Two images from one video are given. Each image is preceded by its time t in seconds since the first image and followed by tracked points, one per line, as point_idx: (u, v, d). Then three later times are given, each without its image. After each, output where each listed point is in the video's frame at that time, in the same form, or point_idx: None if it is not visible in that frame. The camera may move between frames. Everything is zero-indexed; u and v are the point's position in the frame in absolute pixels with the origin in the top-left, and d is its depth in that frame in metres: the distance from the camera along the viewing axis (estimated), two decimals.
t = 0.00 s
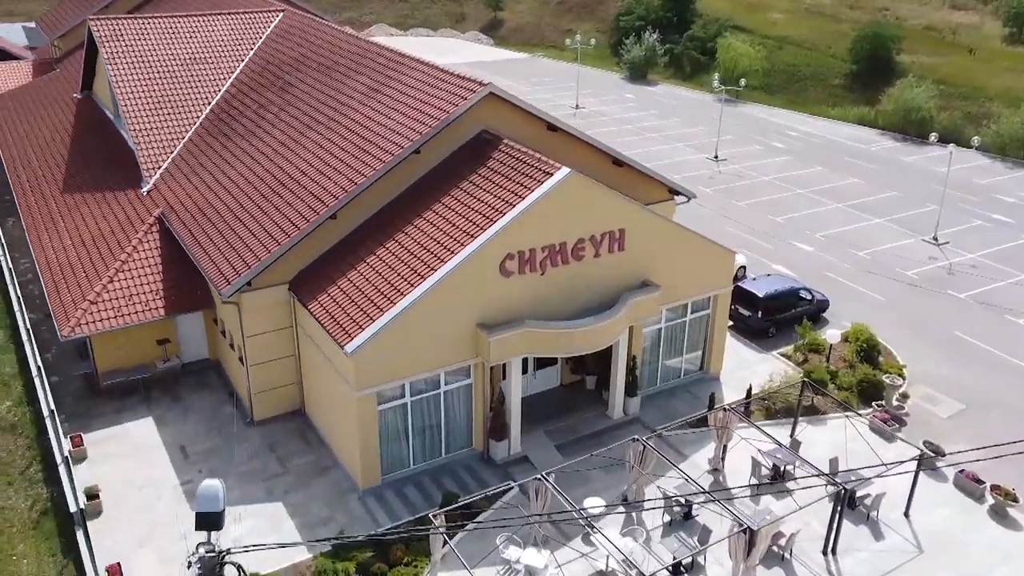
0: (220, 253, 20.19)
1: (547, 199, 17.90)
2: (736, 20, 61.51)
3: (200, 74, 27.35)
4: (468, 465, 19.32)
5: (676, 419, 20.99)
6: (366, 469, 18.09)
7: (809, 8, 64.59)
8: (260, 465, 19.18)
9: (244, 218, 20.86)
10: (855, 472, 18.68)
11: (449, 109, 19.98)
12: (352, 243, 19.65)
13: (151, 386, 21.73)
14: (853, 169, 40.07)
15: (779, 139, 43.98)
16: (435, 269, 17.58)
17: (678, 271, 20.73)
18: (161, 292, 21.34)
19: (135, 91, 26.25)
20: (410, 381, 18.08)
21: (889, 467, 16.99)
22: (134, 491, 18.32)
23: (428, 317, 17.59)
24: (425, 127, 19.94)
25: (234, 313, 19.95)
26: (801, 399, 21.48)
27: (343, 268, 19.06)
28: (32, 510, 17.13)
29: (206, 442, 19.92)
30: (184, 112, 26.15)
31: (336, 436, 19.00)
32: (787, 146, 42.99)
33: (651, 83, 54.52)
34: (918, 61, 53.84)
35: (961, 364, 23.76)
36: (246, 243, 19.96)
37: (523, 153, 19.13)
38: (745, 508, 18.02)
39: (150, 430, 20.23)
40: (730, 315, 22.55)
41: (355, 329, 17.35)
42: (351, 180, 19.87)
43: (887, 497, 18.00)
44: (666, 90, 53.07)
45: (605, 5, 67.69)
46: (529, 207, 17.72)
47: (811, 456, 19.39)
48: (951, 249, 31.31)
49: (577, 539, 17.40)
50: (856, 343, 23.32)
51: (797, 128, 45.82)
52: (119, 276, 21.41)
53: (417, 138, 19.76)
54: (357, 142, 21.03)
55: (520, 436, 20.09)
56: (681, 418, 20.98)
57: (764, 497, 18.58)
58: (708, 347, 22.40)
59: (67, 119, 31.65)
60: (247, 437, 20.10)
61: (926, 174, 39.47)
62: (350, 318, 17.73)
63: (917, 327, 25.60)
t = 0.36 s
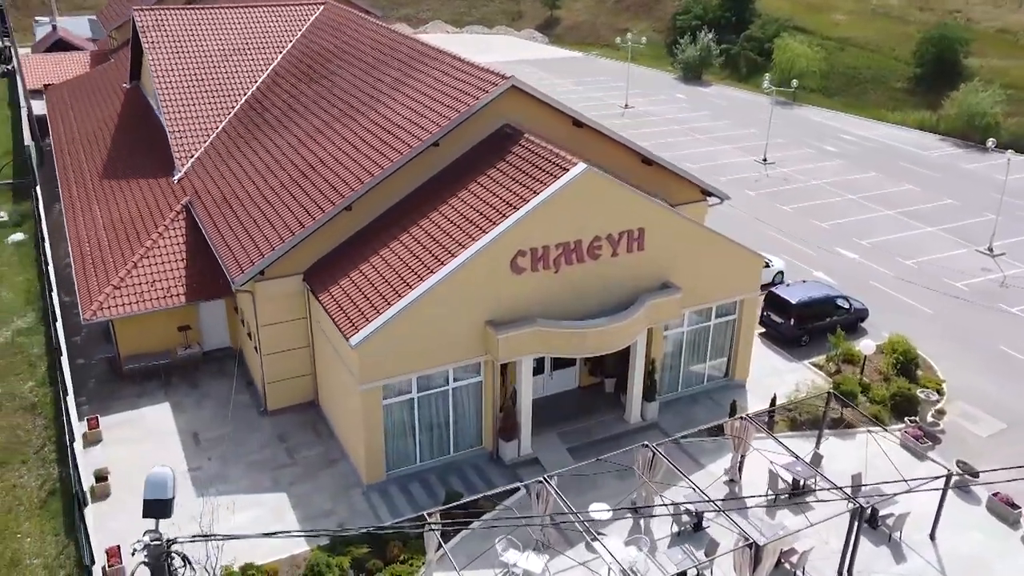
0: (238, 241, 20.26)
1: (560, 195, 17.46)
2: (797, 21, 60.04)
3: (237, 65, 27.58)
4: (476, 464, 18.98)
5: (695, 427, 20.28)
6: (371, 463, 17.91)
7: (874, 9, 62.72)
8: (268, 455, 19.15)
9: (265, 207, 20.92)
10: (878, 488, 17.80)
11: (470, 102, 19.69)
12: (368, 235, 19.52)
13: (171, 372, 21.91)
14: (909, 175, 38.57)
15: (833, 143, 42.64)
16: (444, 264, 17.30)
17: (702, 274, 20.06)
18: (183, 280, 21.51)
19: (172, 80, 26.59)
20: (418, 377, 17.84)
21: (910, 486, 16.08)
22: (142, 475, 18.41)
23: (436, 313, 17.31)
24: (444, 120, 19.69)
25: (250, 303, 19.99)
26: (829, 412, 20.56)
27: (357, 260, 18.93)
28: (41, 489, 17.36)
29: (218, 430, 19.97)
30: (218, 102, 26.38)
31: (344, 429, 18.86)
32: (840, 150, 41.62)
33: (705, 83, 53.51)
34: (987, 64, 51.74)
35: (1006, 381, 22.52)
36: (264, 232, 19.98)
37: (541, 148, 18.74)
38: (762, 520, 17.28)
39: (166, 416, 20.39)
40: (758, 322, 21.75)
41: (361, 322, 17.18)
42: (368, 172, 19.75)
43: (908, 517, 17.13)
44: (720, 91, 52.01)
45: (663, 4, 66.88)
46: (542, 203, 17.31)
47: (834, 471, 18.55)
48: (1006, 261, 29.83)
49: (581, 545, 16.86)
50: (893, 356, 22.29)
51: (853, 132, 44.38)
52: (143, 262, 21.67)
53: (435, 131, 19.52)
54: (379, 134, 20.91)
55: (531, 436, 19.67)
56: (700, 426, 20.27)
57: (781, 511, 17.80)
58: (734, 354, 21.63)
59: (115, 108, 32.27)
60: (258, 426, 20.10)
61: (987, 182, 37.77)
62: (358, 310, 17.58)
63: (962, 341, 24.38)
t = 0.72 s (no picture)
0: (266, 231, 20.37)
1: (582, 193, 17.02)
2: (870, 23, 58.13)
3: (283, 56, 27.81)
4: (490, 464, 18.65)
5: (720, 437, 19.59)
6: (383, 458, 17.77)
7: (953, 11, 60.34)
8: (285, 445, 19.17)
9: (295, 198, 21.01)
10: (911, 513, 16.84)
11: (499, 97, 19.37)
12: (391, 229, 19.42)
13: (201, 358, 22.16)
14: (978, 184, 36.80)
15: (899, 149, 41.02)
16: (460, 260, 17.03)
17: (733, 280, 19.36)
18: (215, 267, 21.72)
19: (219, 70, 26.91)
20: (432, 374, 17.62)
21: (939, 507, 15.16)
22: (161, 459, 18.59)
23: (450, 309, 17.05)
24: (472, 114, 19.43)
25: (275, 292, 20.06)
26: (865, 429, 19.58)
27: (379, 253, 18.83)
28: (61, 467, 17.66)
29: (240, 417, 20.08)
30: (262, 92, 26.61)
31: (360, 422, 18.76)
32: (907, 156, 40.00)
33: (770, 86, 52.19)
34: None
35: None
36: (290, 223, 20.04)
37: (568, 146, 18.34)
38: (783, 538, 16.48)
39: (191, 401, 20.60)
40: (794, 331, 20.91)
41: (375, 316, 17.04)
42: (395, 165, 19.63)
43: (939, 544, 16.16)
44: (785, 94, 50.63)
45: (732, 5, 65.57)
46: (562, 201, 16.91)
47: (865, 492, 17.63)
48: None
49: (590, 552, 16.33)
50: (940, 373, 21.14)
51: (921, 138, 42.64)
52: (177, 249, 21.97)
53: (462, 125, 19.28)
54: (409, 127, 20.79)
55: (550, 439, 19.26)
56: (726, 436, 19.56)
57: (806, 530, 16.96)
58: (767, 364, 20.85)
59: (169, 99, 32.90)
60: (279, 416, 20.15)
61: None
62: (374, 304, 17.45)
63: (1018, 360, 23.04)
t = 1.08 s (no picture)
0: (298, 220, 20.48)
1: (608, 191, 16.57)
2: (955, 26, 55.72)
3: (335, 48, 28.02)
4: (508, 464, 18.31)
5: (749, 449, 18.82)
6: (398, 452, 17.61)
7: None
8: (307, 435, 19.19)
9: (329, 188, 21.09)
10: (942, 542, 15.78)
11: (533, 91, 19.04)
12: (419, 223, 19.29)
13: (235, 345, 22.42)
14: None
15: (975, 158, 39.08)
16: (481, 255, 16.78)
17: (769, 286, 18.62)
18: (250, 254, 21.94)
19: (269, 59, 27.20)
20: (449, 370, 17.39)
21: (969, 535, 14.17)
22: (184, 443, 18.80)
23: (469, 305, 16.80)
24: (504, 108, 19.16)
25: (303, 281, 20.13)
26: (906, 450, 18.50)
27: (404, 246, 18.72)
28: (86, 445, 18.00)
29: (266, 405, 20.21)
30: (312, 84, 26.86)
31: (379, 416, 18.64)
32: (983, 166, 38.08)
33: (843, 90, 50.48)
34: None
35: None
36: (321, 212, 20.10)
37: (599, 142, 17.92)
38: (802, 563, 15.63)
39: (221, 387, 20.84)
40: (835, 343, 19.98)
41: (393, 308, 16.90)
42: (426, 158, 19.51)
43: None
44: (858, 98, 48.88)
45: (809, 7, 63.76)
46: (587, 198, 16.50)
47: (895, 517, 16.62)
48: None
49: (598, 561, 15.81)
50: (993, 396, 19.83)
51: (1001, 147, 40.55)
52: (216, 235, 22.28)
53: (494, 119, 19.04)
54: (445, 120, 20.64)
55: (572, 442, 18.79)
56: (755, 448, 18.79)
57: (827, 553, 16.07)
58: (805, 377, 19.96)
59: (227, 90, 33.49)
60: (304, 406, 20.21)
61: None
62: (394, 296, 17.32)
63: None
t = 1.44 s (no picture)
0: (326, 209, 20.50)
1: (628, 188, 16.10)
2: None
3: (382, 41, 28.07)
4: (521, 465, 17.94)
5: (772, 460, 18.08)
6: (408, 446, 17.44)
7: None
8: (323, 425, 19.18)
9: (358, 179, 21.05)
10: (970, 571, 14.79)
11: (562, 84, 18.63)
12: (442, 216, 19.08)
13: (264, 332, 22.60)
14: None
15: None
16: (496, 249, 16.47)
17: (800, 293, 17.82)
18: (281, 243, 22.08)
19: (315, 50, 27.38)
20: (462, 365, 17.12)
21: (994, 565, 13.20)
22: (203, 426, 18.99)
23: (482, 300, 16.51)
24: (532, 102, 18.81)
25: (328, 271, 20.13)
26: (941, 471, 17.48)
27: (425, 239, 18.54)
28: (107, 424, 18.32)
29: (286, 393, 20.28)
30: (356, 76, 26.96)
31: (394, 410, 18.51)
32: None
33: (914, 95, 48.59)
34: None
35: None
36: (347, 203, 20.07)
37: (625, 139, 17.44)
38: None
39: (245, 373, 21.01)
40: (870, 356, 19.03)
41: (406, 301, 16.71)
42: (451, 150, 19.29)
43: None
44: (929, 103, 46.99)
45: (885, 9, 61.65)
46: (605, 196, 16.05)
47: (922, 540, 15.68)
48: None
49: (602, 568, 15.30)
50: None
51: None
52: (249, 223, 22.50)
53: (521, 113, 18.71)
54: (476, 113, 20.40)
55: (588, 445, 18.33)
56: (778, 460, 18.05)
57: None
58: (837, 389, 19.08)
59: (279, 83, 33.89)
60: (323, 395, 20.21)
61: None
62: (408, 288, 17.14)
63: None
